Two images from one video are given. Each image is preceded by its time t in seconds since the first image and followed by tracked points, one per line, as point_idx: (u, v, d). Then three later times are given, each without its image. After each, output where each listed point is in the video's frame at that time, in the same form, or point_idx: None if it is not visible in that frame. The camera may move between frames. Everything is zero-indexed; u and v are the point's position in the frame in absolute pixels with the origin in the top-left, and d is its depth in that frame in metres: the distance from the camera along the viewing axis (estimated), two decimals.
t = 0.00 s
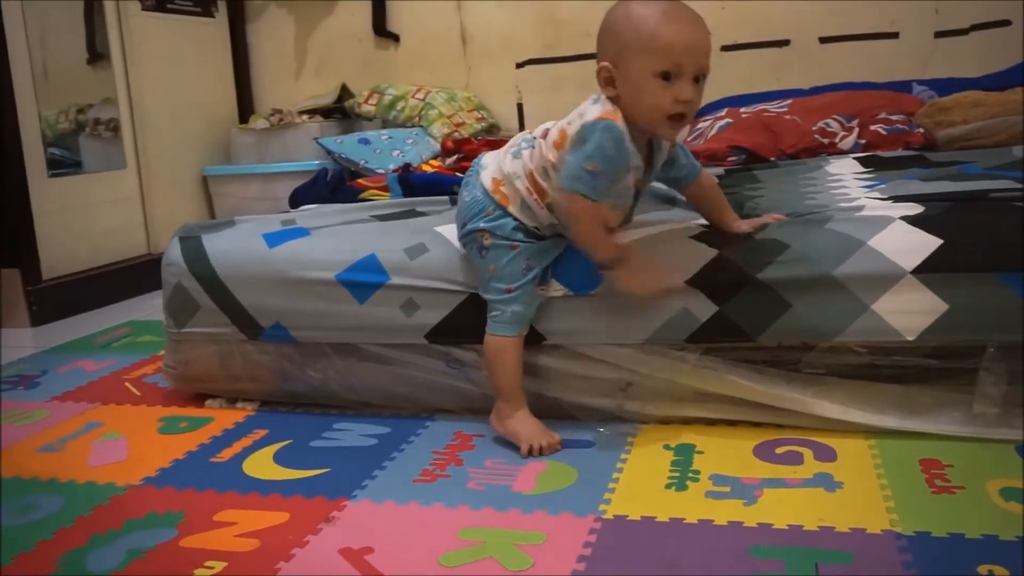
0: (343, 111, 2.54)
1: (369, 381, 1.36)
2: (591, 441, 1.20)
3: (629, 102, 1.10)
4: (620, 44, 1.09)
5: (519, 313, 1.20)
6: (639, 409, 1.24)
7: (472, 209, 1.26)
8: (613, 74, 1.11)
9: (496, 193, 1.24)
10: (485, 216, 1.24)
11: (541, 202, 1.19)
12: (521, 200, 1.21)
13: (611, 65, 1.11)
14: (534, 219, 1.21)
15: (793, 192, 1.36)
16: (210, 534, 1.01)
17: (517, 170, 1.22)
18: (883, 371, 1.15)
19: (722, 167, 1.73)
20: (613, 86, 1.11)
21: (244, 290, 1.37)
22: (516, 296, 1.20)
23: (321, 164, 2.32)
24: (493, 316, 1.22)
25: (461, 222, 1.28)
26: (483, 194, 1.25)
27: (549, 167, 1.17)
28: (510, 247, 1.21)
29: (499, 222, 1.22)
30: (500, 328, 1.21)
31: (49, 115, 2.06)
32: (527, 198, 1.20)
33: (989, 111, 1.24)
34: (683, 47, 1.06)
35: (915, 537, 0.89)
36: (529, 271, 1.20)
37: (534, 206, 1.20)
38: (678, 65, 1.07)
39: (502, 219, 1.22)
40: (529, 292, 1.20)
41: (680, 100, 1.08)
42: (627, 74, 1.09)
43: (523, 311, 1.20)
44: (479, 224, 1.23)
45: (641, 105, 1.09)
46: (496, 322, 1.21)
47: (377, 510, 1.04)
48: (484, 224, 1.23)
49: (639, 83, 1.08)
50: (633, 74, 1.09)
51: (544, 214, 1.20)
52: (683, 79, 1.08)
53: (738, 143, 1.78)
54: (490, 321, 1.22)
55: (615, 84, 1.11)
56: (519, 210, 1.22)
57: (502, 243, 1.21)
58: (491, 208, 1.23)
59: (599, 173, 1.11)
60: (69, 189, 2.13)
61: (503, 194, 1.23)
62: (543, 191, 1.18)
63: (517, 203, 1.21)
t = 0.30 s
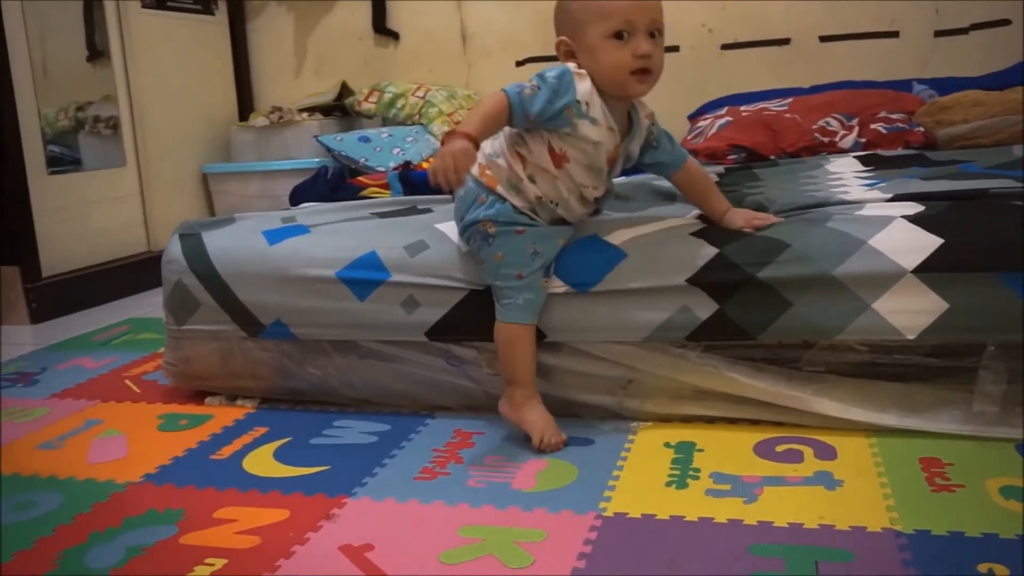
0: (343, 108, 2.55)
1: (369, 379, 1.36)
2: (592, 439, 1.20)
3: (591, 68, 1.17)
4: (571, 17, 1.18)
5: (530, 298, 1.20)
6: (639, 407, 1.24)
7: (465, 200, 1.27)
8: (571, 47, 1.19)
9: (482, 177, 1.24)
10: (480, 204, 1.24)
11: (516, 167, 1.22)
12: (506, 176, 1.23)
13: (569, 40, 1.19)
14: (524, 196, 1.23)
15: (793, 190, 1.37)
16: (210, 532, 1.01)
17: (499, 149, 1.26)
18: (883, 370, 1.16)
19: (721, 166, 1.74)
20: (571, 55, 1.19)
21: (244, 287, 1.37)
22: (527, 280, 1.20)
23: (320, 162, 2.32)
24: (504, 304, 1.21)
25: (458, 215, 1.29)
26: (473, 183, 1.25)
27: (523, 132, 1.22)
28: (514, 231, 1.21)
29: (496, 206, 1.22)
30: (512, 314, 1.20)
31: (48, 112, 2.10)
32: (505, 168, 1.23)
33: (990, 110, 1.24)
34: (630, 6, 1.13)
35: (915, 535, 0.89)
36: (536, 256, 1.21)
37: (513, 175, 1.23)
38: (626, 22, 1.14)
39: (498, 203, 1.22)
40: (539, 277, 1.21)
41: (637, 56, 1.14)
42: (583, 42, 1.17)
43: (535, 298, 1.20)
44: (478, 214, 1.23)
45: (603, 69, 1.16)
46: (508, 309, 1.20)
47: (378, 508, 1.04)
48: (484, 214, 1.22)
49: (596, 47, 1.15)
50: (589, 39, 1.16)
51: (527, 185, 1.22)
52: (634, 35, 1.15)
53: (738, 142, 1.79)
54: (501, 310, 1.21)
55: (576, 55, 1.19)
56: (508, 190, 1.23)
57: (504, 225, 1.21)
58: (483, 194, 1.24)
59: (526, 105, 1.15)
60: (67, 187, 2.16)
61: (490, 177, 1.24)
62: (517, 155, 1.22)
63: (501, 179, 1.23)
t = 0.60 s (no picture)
0: (345, 100, 2.51)
1: (372, 370, 1.36)
2: (594, 430, 1.20)
3: (626, 78, 1.10)
4: (601, 27, 1.09)
5: (539, 298, 1.19)
6: (642, 398, 1.25)
7: (472, 205, 1.25)
8: (602, 56, 1.10)
9: (492, 184, 1.23)
10: (486, 210, 1.23)
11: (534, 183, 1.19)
12: (519, 188, 1.20)
13: (599, 49, 1.10)
14: (534, 206, 1.20)
15: (796, 181, 1.36)
16: (214, 522, 1.01)
17: (513, 159, 1.22)
18: (886, 361, 1.15)
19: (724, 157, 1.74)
20: (605, 67, 1.10)
21: (246, 279, 1.37)
22: (535, 282, 1.19)
23: (322, 153, 2.31)
24: (512, 304, 1.20)
25: (464, 218, 1.27)
26: (481, 188, 1.24)
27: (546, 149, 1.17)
28: (518, 233, 1.20)
29: (505, 214, 1.21)
30: (523, 315, 1.19)
31: (50, 103, 2.06)
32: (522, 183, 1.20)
33: (994, 100, 1.23)
34: (664, 11, 1.08)
35: (918, 526, 0.89)
36: (542, 256, 1.20)
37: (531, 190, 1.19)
38: (662, 28, 1.08)
39: (504, 209, 1.21)
40: (546, 277, 1.20)
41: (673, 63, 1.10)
42: (618, 51, 1.09)
43: (543, 297, 1.19)
44: (483, 219, 1.22)
45: (640, 78, 1.10)
46: (517, 309, 1.20)
47: (381, 498, 1.04)
48: (489, 221, 1.21)
49: (636, 56, 1.09)
50: (625, 48, 1.09)
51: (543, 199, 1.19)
52: (669, 40, 1.10)
53: (741, 132, 1.79)
54: (509, 310, 1.21)
55: (608, 64, 1.10)
56: (518, 200, 1.21)
57: (512, 231, 1.20)
58: (490, 201, 1.23)
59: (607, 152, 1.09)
60: (69, 178, 2.12)
61: (499, 184, 1.22)
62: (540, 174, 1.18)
63: (515, 190, 1.21)
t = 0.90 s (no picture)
0: (348, 93, 2.55)
1: (375, 364, 1.36)
2: (597, 425, 1.20)
3: (652, 91, 1.12)
4: (635, 39, 1.09)
5: (536, 303, 1.20)
6: (644, 393, 1.25)
7: (477, 207, 1.25)
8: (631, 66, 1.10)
9: (497, 188, 1.23)
10: (489, 214, 1.23)
11: (545, 194, 1.19)
12: (525, 196, 1.20)
13: (630, 61, 1.10)
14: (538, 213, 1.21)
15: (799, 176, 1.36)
16: (217, 515, 1.01)
17: (520, 166, 1.21)
18: (888, 356, 1.15)
19: (727, 151, 1.73)
20: (633, 79, 1.11)
21: (249, 273, 1.38)
22: (532, 286, 1.20)
23: (325, 147, 2.31)
24: (510, 308, 1.21)
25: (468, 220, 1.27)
26: (486, 190, 1.24)
27: (560, 160, 1.17)
28: (518, 237, 1.21)
29: (508, 219, 1.21)
30: (522, 318, 1.20)
31: (53, 97, 2.10)
32: (532, 193, 1.20)
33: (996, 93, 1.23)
34: (698, 29, 1.09)
35: (920, 520, 0.89)
36: (542, 260, 1.21)
37: (541, 201, 1.19)
38: (695, 50, 1.09)
39: (507, 214, 1.21)
40: (544, 281, 1.20)
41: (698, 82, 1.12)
42: (648, 65, 1.09)
43: (540, 302, 1.20)
44: (486, 223, 1.23)
45: (663, 95, 1.12)
46: (514, 314, 1.20)
47: (383, 492, 1.05)
48: (491, 225, 1.22)
49: (665, 73, 1.10)
50: (654, 64, 1.09)
51: (550, 209, 1.19)
52: (697, 60, 1.11)
53: (744, 126, 1.79)
54: (507, 314, 1.21)
55: (636, 76, 1.11)
56: (521, 207, 1.21)
57: (513, 235, 1.21)
58: (494, 206, 1.23)
59: (658, 172, 1.10)
60: (75, 169, 2.19)
61: (503, 190, 1.22)
62: (554, 187, 1.18)
63: (522, 199, 1.21)
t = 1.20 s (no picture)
0: (349, 93, 2.53)
1: (376, 363, 1.36)
2: (599, 424, 1.20)
3: (653, 98, 1.12)
4: (638, 46, 1.09)
5: (560, 313, 1.19)
6: (646, 392, 1.25)
7: (482, 221, 1.23)
8: (633, 74, 1.11)
9: (505, 200, 1.21)
10: (500, 227, 1.21)
11: (551, 202, 1.18)
12: (533, 206, 1.19)
13: (632, 67, 1.10)
14: (549, 223, 1.19)
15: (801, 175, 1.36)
16: (219, 514, 1.01)
17: (528, 176, 1.20)
18: (889, 355, 1.14)
19: (729, 150, 1.73)
20: (636, 86, 1.11)
21: (251, 273, 1.38)
22: (557, 296, 1.18)
23: (327, 147, 2.31)
24: (534, 320, 1.19)
25: (471, 233, 1.25)
26: (493, 203, 1.22)
27: (570, 167, 1.16)
28: (535, 247, 1.19)
29: (522, 231, 1.19)
30: (543, 329, 1.19)
31: (56, 97, 2.06)
32: (538, 201, 1.18)
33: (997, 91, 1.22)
34: (700, 37, 1.10)
35: (921, 520, 0.89)
36: (561, 268, 1.20)
37: (548, 209, 1.18)
38: (697, 58, 1.10)
39: (520, 226, 1.20)
40: (566, 290, 1.19)
41: (699, 89, 1.13)
42: (651, 72, 1.10)
43: (565, 315, 1.19)
44: (499, 236, 1.20)
45: (664, 101, 1.12)
46: (538, 326, 1.19)
47: (385, 491, 1.05)
48: (506, 239, 1.20)
49: (667, 80, 1.10)
50: (657, 71, 1.10)
51: (560, 218, 1.18)
52: (698, 68, 1.12)
53: (746, 126, 1.79)
54: (531, 326, 1.20)
55: (638, 82, 1.11)
56: (533, 216, 1.19)
57: (532, 247, 1.19)
58: (505, 218, 1.21)
59: (664, 177, 1.10)
60: (75, 170, 2.14)
61: (512, 201, 1.20)
62: (561, 194, 1.17)
63: (529, 208, 1.19)
